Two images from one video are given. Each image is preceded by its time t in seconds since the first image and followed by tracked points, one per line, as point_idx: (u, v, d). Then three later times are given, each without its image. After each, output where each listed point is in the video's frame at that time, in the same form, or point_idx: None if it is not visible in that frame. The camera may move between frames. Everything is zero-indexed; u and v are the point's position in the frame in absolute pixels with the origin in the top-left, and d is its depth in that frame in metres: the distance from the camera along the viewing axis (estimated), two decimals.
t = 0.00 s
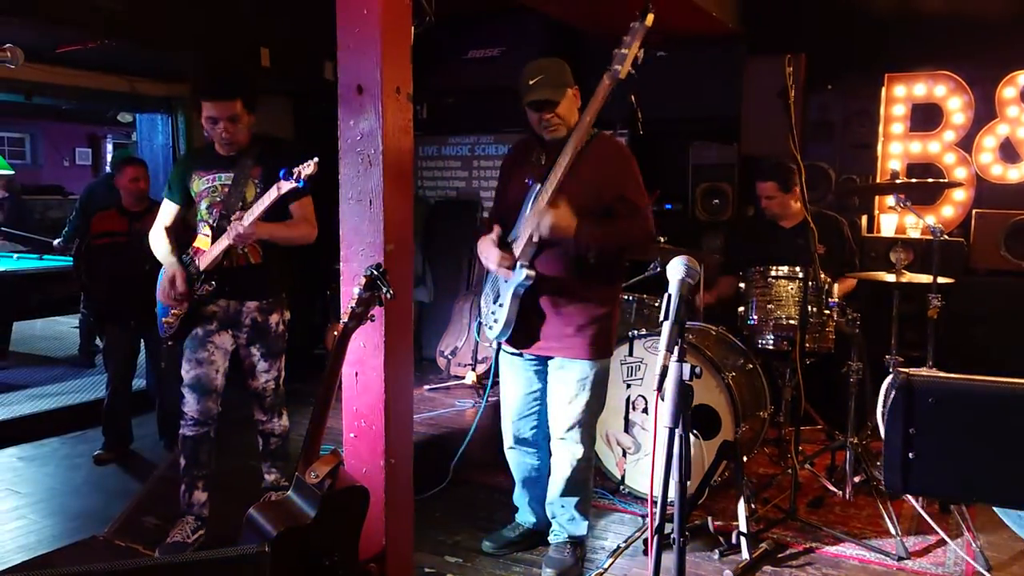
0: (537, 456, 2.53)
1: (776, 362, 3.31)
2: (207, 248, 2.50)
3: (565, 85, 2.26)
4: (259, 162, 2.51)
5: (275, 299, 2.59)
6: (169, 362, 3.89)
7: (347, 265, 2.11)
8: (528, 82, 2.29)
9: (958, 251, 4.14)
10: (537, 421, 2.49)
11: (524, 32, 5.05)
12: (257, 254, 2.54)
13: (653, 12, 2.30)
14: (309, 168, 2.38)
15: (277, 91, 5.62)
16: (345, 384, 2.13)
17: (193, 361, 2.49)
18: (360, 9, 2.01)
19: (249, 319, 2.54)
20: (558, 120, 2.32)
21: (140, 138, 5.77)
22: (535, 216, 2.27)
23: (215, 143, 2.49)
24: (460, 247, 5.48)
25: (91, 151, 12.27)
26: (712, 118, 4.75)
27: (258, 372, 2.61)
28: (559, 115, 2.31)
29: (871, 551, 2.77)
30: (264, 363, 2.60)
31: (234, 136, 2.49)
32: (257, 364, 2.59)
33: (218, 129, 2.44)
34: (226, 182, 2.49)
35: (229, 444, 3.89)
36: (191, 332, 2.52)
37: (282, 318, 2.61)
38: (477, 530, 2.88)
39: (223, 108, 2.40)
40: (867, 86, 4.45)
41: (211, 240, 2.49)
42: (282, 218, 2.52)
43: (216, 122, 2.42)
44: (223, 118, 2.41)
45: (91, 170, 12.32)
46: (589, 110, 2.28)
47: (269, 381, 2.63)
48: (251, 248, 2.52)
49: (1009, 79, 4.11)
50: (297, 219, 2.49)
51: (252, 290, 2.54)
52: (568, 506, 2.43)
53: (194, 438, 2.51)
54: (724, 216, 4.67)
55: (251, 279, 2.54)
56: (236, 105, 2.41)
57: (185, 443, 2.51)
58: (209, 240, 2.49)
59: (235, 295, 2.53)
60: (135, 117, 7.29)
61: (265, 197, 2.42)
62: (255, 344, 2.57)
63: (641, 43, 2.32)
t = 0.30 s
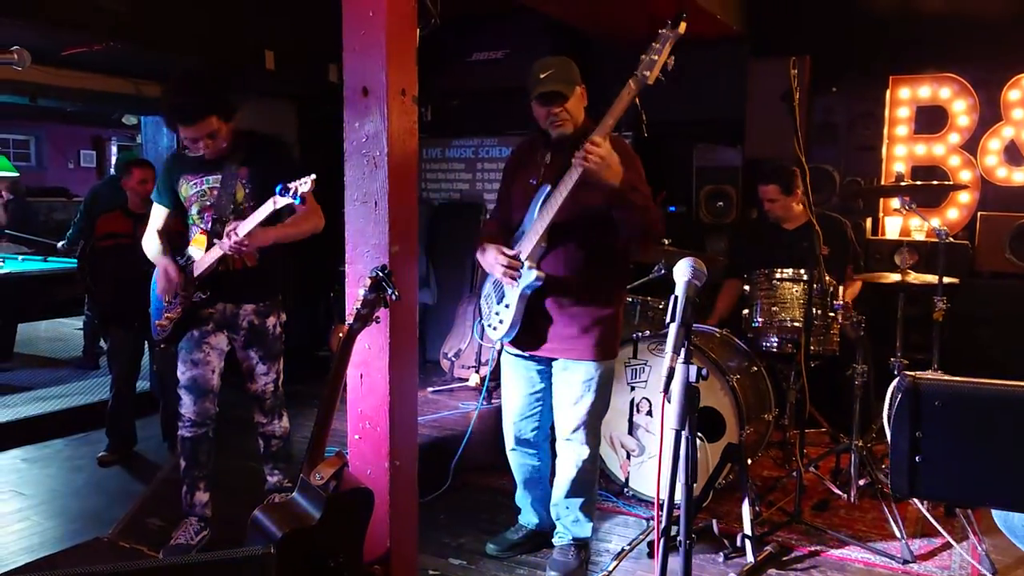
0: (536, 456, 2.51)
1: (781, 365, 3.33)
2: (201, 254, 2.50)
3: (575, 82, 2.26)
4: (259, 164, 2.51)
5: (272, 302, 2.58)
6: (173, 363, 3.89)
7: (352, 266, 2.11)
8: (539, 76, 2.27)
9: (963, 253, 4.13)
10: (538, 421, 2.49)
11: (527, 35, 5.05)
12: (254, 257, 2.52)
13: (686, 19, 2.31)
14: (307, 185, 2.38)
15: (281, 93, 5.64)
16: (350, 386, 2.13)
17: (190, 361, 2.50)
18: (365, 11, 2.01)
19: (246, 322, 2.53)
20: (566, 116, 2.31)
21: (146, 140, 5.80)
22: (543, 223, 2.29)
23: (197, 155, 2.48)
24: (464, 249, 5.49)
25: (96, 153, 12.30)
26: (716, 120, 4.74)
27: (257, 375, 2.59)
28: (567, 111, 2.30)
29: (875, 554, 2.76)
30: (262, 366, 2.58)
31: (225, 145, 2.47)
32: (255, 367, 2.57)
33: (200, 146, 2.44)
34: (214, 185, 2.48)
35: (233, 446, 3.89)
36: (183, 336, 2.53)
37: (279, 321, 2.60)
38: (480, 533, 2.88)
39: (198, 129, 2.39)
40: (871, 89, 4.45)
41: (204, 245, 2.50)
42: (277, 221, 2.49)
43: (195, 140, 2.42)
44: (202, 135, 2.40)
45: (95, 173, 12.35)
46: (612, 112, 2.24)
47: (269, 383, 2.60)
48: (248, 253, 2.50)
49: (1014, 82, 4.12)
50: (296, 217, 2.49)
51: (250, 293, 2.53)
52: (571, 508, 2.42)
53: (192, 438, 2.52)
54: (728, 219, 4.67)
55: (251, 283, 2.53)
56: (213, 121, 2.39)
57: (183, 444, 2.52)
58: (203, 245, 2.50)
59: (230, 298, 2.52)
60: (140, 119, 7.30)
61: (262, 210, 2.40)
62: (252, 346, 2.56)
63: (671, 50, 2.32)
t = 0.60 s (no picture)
0: (541, 457, 2.51)
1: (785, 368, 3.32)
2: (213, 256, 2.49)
3: (578, 86, 2.25)
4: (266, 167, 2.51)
5: (284, 301, 2.59)
6: (177, 365, 3.90)
7: (356, 269, 2.11)
8: (544, 81, 2.28)
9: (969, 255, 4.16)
10: (542, 424, 2.49)
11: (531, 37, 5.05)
12: (266, 256, 2.52)
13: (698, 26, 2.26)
14: (320, 181, 2.36)
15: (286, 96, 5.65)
16: (354, 388, 2.13)
17: (202, 361, 2.49)
18: (369, 13, 2.02)
19: (258, 321, 2.54)
20: (571, 120, 2.30)
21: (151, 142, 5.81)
22: (548, 224, 2.27)
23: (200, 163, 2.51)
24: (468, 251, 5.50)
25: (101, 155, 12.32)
26: (720, 122, 4.74)
27: (267, 374, 2.60)
28: (572, 116, 2.29)
29: (880, 557, 2.75)
30: (272, 365, 2.59)
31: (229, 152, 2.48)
32: (264, 366, 2.59)
33: (202, 153, 2.48)
34: (224, 186, 2.48)
35: (237, 447, 3.90)
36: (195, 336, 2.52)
37: (290, 320, 2.62)
38: (484, 535, 2.87)
39: (200, 137, 2.43)
40: (876, 90, 4.44)
41: (215, 246, 2.49)
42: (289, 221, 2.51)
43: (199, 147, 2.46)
44: (204, 142, 2.44)
45: (100, 175, 12.37)
46: (619, 118, 2.24)
47: (279, 382, 2.61)
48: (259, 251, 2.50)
49: (1019, 84, 4.10)
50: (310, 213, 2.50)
51: (262, 293, 2.54)
52: (574, 510, 2.42)
53: (198, 440, 2.52)
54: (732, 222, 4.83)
55: (258, 284, 2.53)
56: (212, 129, 2.43)
57: (193, 443, 2.52)
58: (214, 246, 2.49)
59: (240, 297, 2.52)
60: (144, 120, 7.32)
61: (275, 208, 2.44)
62: (264, 345, 2.57)
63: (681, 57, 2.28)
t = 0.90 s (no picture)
0: (542, 460, 2.51)
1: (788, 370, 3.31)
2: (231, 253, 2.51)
3: (584, 90, 2.26)
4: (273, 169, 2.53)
5: (297, 302, 2.61)
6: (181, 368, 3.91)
7: (359, 271, 2.12)
8: (549, 83, 2.28)
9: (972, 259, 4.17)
10: (544, 426, 2.48)
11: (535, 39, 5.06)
12: (279, 257, 2.55)
13: (708, 34, 2.26)
14: (336, 174, 2.29)
15: (289, 98, 5.67)
16: (356, 390, 2.13)
17: (211, 360, 2.51)
18: (373, 16, 2.02)
19: (271, 321, 2.55)
20: (575, 122, 2.30)
21: (155, 145, 5.84)
22: (551, 226, 2.27)
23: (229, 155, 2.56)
24: (470, 254, 5.51)
25: (105, 158, 12.35)
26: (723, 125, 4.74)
27: (277, 374, 2.58)
28: (576, 118, 2.30)
29: (884, 560, 2.75)
30: (283, 365, 2.57)
31: (250, 149, 2.52)
32: (275, 366, 2.57)
33: (226, 144, 2.51)
34: (246, 187, 2.51)
35: (241, 450, 3.90)
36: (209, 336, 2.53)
37: (303, 321, 2.61)
38: (488, 537, 2.88)
39: (226, 127, 2.47)
40: (879, 93, 4.44)
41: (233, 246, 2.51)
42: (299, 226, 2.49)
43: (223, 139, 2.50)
44: (228, 134, 2.47)
45: (104, 177, 12.41)
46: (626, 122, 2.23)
47: (287, 383, 2.60)
48: (274, 253, 2.53)
49: None
50: (314, 225, 2.48)
51: (274, 293, 2.56)
52: (577, 513, 2.42)
53: (204, 439, 2.53)
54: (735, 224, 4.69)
55: (268, 287, 2.56)
56: (241, 123, 2.46)
57: (198, 442, 2.53)
58: (232, 246, 2.51)
59: (256, 298, 2.55)
60: (148, 124, 7.34)
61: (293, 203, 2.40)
62: (275, 347, 2.56)
63: (689, 65, 2.30)
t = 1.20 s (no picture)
0: (547, 459, 2.51)
1: (791, 368, 3.31)
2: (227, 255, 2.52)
3: (579, 93, 2.27)
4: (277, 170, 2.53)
5: (295, 300, 2.61)
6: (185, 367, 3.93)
7: (364, 271, 2.13)
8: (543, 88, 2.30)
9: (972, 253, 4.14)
10: (548, 425, 2.49)
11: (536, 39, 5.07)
12: (278, 259, 2.55)
13: (706, 31, 2.30)
14: (331, 172, 2.36)
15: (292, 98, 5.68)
16: (361, 388, 2.15)
17: (215, 361, 2.51)
18: (377, 17, 2.03)
19: (270, 321, 2.56)
20: (568, 128, 2.31)
21: (158, 145, 5.85)
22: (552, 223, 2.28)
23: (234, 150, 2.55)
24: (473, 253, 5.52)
25: (107, 158, 12.36)
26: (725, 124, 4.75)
27: (278, 374, 2.59)
28: (570, 124, 2.31)
29: (887, 557, 2.75)
30: (284, 365, 2.58)
31: (253, 145, 2.53)
32: (276, 365, 2.57)
33: (230, 139, 2.51)
34: (247, 187, 2.52)
35: (245, 449, 3.92)
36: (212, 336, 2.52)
37: (302, 321, 2.63)
38: (492, 535, 2.89)
39: (231, 122, 2.46)
40: (881, 91, 4.45)
41: (230, 247, 2.52)
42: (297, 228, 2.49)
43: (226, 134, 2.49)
44: (231, 130, 2.47)
45: (106, 178, 12.42)
46: (625, 122, 2.25)
47: (288, 384, 2.61)
48: (272, 253, 2.53)
49: None
50: (312, 225, 2.50)
51: (275, 294, 2.56)
52: (580, 511, 2.42)
53: (209, 441, 2.53)
54: (735, 223, 4.75)
55: (272, 285, 2.56)
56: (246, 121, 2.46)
57: (203, 443, 2.53)
58: (228, 247, 2.52)
59: (256, 299, 2.54)
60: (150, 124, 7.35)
61: (289, 201, 2.42)
62: (275, 347, 2.57)
63: (687, 64, 2.31)
